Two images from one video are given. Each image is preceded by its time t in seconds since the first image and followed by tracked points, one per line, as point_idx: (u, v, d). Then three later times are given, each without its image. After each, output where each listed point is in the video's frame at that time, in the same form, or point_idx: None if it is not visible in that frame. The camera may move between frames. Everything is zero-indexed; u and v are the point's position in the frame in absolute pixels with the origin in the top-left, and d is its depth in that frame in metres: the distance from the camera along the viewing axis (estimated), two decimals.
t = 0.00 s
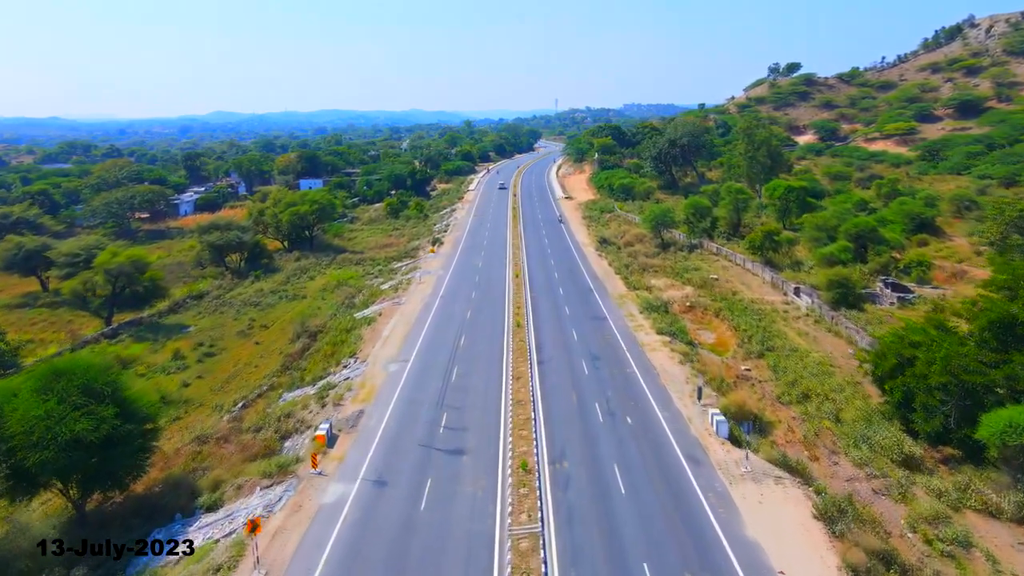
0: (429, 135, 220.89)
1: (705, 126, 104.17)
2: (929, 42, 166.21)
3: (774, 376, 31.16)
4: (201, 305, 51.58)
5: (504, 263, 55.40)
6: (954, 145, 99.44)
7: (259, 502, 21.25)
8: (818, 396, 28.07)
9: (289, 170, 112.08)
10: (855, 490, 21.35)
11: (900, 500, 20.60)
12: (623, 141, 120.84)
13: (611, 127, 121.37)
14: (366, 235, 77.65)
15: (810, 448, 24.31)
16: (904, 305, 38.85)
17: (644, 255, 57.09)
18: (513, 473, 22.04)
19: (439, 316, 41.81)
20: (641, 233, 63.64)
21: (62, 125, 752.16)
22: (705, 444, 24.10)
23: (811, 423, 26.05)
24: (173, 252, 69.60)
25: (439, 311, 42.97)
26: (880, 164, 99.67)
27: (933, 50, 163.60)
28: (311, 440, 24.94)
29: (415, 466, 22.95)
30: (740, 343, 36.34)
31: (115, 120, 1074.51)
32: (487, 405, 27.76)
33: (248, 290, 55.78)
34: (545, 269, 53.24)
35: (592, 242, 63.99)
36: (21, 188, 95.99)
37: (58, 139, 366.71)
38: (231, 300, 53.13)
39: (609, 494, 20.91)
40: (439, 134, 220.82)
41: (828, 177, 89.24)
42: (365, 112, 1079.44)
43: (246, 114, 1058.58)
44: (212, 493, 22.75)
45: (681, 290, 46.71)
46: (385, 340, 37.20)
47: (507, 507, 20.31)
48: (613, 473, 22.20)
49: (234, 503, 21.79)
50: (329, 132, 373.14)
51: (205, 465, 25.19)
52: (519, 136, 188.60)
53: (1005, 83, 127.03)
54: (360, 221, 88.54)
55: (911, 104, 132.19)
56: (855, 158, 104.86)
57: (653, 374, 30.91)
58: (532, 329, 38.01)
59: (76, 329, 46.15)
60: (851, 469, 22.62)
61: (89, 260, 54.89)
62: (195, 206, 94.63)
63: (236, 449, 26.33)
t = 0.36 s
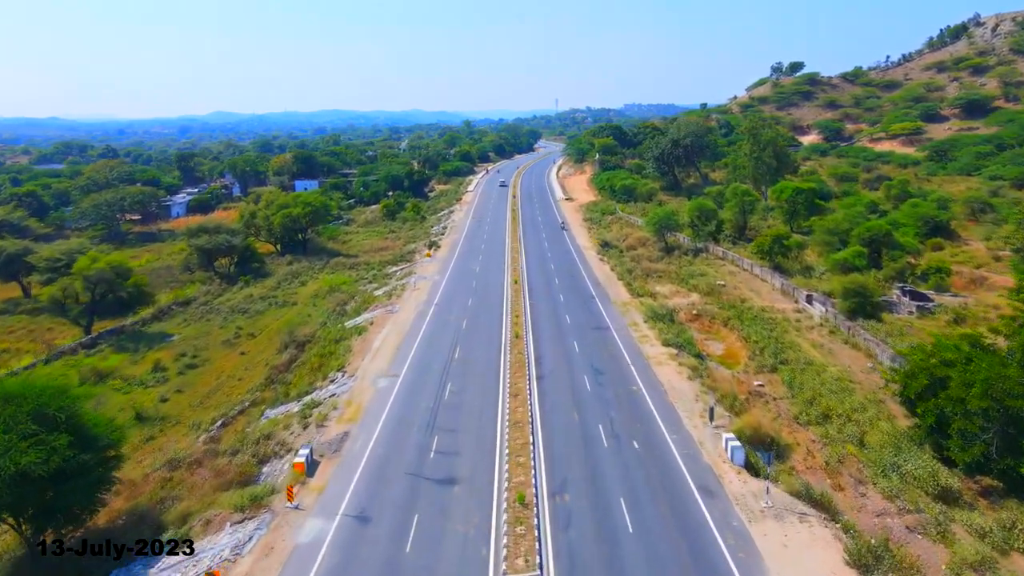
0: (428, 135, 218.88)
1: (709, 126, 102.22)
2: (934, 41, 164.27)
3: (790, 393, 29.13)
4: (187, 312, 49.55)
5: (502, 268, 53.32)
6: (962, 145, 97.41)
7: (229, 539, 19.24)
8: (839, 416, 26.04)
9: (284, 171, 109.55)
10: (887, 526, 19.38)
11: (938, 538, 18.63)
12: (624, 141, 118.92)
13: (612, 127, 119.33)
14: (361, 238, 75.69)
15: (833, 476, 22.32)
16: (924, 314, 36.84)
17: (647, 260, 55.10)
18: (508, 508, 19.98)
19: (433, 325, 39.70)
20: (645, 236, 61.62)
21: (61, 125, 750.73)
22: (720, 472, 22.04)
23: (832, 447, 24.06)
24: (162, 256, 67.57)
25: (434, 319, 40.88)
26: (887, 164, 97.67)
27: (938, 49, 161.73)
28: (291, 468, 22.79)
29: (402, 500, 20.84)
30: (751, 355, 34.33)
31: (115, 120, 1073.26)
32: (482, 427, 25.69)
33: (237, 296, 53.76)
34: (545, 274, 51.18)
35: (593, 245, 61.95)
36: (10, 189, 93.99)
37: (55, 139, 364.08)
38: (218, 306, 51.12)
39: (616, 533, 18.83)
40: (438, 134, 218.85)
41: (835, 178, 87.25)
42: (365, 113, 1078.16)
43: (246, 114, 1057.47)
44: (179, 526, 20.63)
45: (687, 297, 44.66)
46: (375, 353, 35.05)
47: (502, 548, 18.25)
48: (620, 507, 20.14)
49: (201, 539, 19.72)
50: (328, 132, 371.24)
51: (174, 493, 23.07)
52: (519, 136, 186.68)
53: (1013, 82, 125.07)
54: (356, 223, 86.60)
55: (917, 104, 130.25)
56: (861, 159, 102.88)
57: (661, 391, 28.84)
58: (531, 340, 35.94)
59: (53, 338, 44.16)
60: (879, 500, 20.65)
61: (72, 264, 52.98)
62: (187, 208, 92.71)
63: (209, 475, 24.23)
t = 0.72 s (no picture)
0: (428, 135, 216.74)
1: (712, 126, 100.13)
2: (939, 40, 162.14)
3: (808, 413, 27.04)
4: (171, 320, 47.45)
5: (501, 274, 51.19)
6: (972, 145, 95.23)
7: None
8: (865, 441, 23.95)
9: (278, 171, 106.97)
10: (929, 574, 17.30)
11: None
12: (625, 142, 116.88)
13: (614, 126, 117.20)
14: (356, 241, 73.67)
15: (863, 512, 20.23)
16: (946, 325, 34.78)
17: (651, 266, 53.01)
18: (503, 552, 17.87)
19: (427, 336, 37.52)
20: (648, 240, 59.53)
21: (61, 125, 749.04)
22: (738, 508, 19.94)
23: (860, 477, 21.94)
24: (150, 260, 65.50)
25: (428, 329, 38.77)
26: (895, 165, 95.60)
27: (943, 48, 159.68)
28: (265, 502, 20.67)
29: (384, 540, 18.76)
30: (765, 370, 32.22)
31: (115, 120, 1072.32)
32: (476, 454, 23.59)
33: (224, 303, 51.64)
34: (545, 281, 49.07)
35: (595, 249, 59.84)
36: None
37: (53, 140, 362.37)
38: (204, 314, 49.02)
39: None
40: (438, 134, 216.75)
41: (842, 179, 85.19)
42: (365, 113, 1076.51)
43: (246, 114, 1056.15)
44: (155, 550, 19.33)
45: (694, 305, 42.54)
46: (364, 367, 32.91)
47: None
48: (627, 551, 18.04)
49: None
50: (327, 133, 369.10)
51: (138, 528, 20.95)
52: (519, 136, 184.68)
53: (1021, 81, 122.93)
54: (351, 225, 84.55)
55: (923, 103, 128.08)
56: (868, 159, 100.79)
57: (670, 413, 26.73)
58: (530, 353, 33.82)
59: (29, 349, 42.09)
60: (917, 542, 18.56)
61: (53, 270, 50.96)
62: (179, 210, 90.83)
63: (176, 507, 22.00)
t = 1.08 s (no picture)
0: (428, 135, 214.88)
1: (716, 126, 98.07)
2: (945, 39, 160.14)
3: (830, 436, 25.00)
4: (154, 329, 45.45)
5: (499, 280, 49.08)
6: (981, 145, 93.13)
7: None
8: (895, 471, 21.95)
9: (273, 172, 105.11)
10: None
11: None
12: (627, 142, 114.88)
13: (615, 127, 115.05)
14: (351, 244, 71.62)
15: (898, 556, 18.26)
16: (971, 336, 32.83)
17: (655, 271, 50.96)
18: None
19: (420, 348, 35.39)
20: (651, 243, 57.49)
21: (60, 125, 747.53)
22: (759, 553, 17.91)
23: (892, 514, 19.98)
24: (137, 264, 63.45)
25: (421, 340, 36.67)
26: (902, 166, 93.60)
27: (948, 47, 157.65)
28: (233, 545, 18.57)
29: None
30: (779, 386, 30.17)
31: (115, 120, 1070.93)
32: (468, 485, 21.59)
33: (210, 310, 49.61)
34: (545, 287, 46.95)
35: (596, 254, 57.76)
36: None
37: (52, 140, 361.29)
38: (188, 321, 46.93)
39: None
40: (437, 135, 214.79)
41: (849, 180, 83.18)
42: (365, 113, 1075.20)
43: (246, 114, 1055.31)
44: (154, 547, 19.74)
45: (701, 314, 40.46)
46: (351, 382, 30.81)
47: None
48: None
49: None
50: (326, 133, 367.00)
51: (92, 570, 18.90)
52: (519, 136, 182.67)
53: None
54: (346, 227, 82.45)
55: (930, 103, 126.01)
56: (875, 160, 98.76)
57: (679, 436, 24.64)
58: (529, 367, 31.71)
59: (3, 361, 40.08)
60: None
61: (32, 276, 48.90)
62: (171, 212, 88.91)
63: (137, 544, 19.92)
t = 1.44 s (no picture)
0: (427, 136, 212.90)
1: (719, 125, 95.98)
2: (951, 38, 158.06)
3: (856, 463, 22.91)
4: (135, 338, 43.41)
5: (496, 287, 47.08)
6: (991, 146, 91.01)
7: None
8: (931, 504, 19.90)
9: (267, 172, 103.12)
10: None
11: None
12: (628, 142, 112.85)
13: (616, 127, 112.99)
14: (345, 247, 69.59)
15: None
16: (1000, 349, 30.76)
17: (660, 277, 48.92)
18: None
19: (411, 362, 33.26)
20: (655, 247, 55.39)
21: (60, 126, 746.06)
22: None
23: (931, 556, 17.87)
24: (123, 268, 61.40)
25: (413, 353, 34.57)
26: (910, 167, 91.55)
27: (954, 46, 155.58)
28: None
29: None
30: (796, 405, 28.05)
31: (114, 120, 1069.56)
32: (459, 522, 19.57)
33: (195, 317, 47.51)
34: (545, 294, 44.88)
35: (598, 258, 55.69)
36: None
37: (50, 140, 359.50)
38: (171, 330, 44.90)
39: None
40: (436, 135, 212.80)
41: (857, 181, 81.11)
42: (365, 113, 1073.92)
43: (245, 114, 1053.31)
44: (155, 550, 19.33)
45: (710, 324, 38.34)
46: (336, 401, 28.70)
47: None
48: None
49: None
50: (326, 133, 365.18)
51: None
52: (519, 136, 180.73)
53: None
54: (341, 230, 80.42)
55: (936, 102, 123.90)
56: (882, 160, 96.71)
57: (691, 465, 22.52)
58: (527, 384, 29.58)
59: None
60: None
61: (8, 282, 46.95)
62: (161, 214, 86.87)
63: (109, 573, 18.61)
